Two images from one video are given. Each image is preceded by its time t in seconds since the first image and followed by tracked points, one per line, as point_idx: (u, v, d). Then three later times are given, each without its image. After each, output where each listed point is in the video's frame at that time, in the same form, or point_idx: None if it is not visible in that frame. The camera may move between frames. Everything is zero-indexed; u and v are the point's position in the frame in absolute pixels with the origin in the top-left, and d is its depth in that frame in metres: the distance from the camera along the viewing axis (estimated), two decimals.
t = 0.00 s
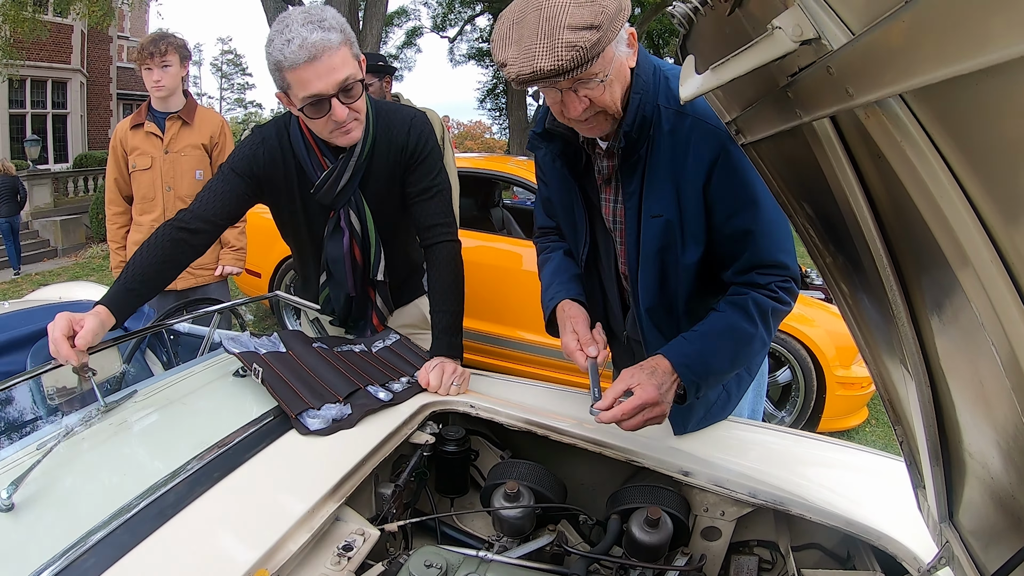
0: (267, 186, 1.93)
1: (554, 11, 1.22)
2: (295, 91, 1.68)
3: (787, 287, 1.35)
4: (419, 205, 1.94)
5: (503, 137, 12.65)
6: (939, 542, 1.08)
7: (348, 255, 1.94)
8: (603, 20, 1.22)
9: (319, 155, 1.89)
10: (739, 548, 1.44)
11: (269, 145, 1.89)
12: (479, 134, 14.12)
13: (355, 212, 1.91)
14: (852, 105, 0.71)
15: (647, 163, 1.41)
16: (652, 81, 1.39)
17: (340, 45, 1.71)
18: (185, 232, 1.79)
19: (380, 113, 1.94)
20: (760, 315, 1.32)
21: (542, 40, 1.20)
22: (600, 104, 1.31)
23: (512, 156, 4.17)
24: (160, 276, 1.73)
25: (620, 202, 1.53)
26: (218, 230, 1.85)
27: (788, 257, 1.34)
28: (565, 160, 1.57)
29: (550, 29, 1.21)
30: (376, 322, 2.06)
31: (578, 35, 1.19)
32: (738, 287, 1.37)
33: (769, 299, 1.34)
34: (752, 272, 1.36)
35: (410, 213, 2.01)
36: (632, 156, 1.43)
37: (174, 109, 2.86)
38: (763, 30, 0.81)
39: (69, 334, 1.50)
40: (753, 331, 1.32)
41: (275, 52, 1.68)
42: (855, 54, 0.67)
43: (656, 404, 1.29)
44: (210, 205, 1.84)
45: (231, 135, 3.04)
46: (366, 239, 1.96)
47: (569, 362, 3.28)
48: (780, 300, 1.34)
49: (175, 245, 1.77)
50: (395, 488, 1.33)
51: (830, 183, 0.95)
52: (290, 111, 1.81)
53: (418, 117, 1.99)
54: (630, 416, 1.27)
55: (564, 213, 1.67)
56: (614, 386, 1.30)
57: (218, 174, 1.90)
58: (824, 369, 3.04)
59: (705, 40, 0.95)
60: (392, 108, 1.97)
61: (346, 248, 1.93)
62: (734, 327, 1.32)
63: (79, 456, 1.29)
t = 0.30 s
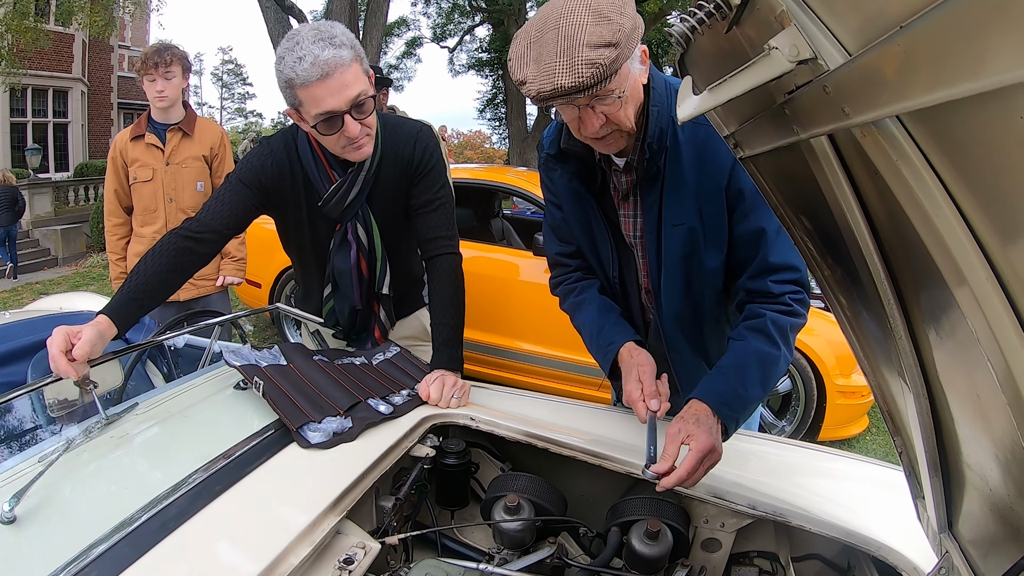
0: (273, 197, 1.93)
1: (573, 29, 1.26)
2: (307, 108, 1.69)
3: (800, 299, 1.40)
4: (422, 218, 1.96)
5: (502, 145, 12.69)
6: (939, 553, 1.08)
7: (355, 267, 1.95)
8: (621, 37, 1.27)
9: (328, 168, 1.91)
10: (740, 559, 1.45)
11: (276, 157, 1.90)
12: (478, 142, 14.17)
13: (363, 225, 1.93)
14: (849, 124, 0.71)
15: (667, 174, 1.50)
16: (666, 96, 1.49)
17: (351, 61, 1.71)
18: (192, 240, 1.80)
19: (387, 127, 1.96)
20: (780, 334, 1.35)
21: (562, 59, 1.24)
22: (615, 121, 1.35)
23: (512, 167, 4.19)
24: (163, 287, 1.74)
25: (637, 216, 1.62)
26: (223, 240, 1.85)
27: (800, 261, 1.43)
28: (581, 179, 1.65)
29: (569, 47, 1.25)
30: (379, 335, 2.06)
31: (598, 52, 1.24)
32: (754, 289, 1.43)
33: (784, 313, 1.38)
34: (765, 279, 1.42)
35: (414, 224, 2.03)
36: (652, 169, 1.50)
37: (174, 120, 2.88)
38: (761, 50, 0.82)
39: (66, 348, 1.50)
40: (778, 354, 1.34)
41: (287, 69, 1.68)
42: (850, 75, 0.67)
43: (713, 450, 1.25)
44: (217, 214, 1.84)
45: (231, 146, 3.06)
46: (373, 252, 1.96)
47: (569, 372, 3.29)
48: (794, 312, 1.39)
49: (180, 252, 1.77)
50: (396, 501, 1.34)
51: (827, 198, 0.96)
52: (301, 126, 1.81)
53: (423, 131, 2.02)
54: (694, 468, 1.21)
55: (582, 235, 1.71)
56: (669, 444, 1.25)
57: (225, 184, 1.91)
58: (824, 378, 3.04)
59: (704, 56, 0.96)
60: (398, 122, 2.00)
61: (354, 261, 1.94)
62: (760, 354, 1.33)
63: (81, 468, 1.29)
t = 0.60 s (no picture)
0: (277, 204, 1.93)
1: (579, 37, 1.27)
2: (319, 115, 1.69)
3: (804, 307, 1.36)
4: (425, 224, 1.96)
5: (502, 152, 12.71)
6: (940, 557, 1.08)
7: (361, 274, 1.95)
8: (628, 44, 1.28)
9: (334, 175, 1.91)
10: (741, 565, 1.43)
11: (282, 165, 1.91)
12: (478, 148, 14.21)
13: (369, 232, 1.94)
14: (848, 131, 0.72)
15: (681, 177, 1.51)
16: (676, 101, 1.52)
17: (362, 69, 1.73)
18: (197, 248, 1.80)
19: (391, 135, 1.96)
20: (785, 353, 1.34)
21: (569, 66, 1.25)
22: (622, 128, 1.36)
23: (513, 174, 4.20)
24: (166, 293, 1.74)
25: (651, 223, 1.65)
26: (227, 247, 1.85)
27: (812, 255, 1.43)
28: (595, 188, 1.65)
29: (576, 54, 1.26)
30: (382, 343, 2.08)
31: (603, 60, 1.25)
32: (755, 288, 1.41)
33: (789, 326, 1.35)
34: (769, 277, 1.38)
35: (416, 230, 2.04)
36: (664, 173, 1.52)
37: (175, 127, 2.90)
38: (760, 58, 0.83)
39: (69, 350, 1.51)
40: (782, 373, 1.33)
41: (298, 78, 1.69)
42: (849, 84, 0.67)
43: (712, 500, 1.22)
44: (221, 221, 1.84)
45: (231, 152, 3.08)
46: (378, 259, 1.97)
47: (569, 378, 3.29)
48: (800, 324, 1.35)
49: (186, 261, 1.78)
50: (398, 506, 1.34)
51: (827, 204, 0.97)
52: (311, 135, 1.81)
53: (427, 138, 2.02)
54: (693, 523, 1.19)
55: (598, 243, 1.73)
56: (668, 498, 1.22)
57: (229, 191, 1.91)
58: (824, 384, 3.04)
59: (704, 64, 0.96)
60: (401, 129, 2.00)
61: (360, 269, 1.95)
62: (762, 381, 1.33)
63: (82, 473, 1.29)
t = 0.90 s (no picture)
0: (284, 207, 1.95)
1: (582, 45, 1.28)
2: (328, 118, 1.70)
3: (815, 310, 1.37)
4: (430, 227, 1.97)
5: (504, 155, 12.73)
6: (943, 558, 1.09)
7: (367, 277, 1.96)
8: (631, 50, 1.28)
9: (340, 178, 1.92)
10: (744, 566, 1.45)
11: (288, 168, 1.92)
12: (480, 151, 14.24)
13: (374, 234, 1.95)
14: (850, 134, 0.72)
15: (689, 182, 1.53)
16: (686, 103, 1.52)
17: (369, 72, 1.74)
18: (203, 250, 1.81)
19: (397, 139, 1.98)
20: (797, 358, 1.34)
21: (572, 74, 1.26)
22: (629, 133, 1.37)
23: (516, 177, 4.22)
24: (171, 294, 1.75)
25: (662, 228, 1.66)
26: (234, 249, 1.86)
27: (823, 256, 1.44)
28: (606, 195, 1.67)
29: (579, 62, 1.27)
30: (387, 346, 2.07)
31: (606, 66, 1.25)
32: (767, 293, 1.41)
33: (801, 331, 1.35)
34: (780, 281, 1.38)
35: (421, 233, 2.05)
36: (674, 178, 1.54)
37: (179, 129, 2.92)
38: (763, 63, 0.84)
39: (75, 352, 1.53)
40: (794, 378, 1.33)
41: (306, 82, 1.70)
42: (851, 88, 0.68)
43: (713, 518, 1.22)
44: (227, 224, 1.85)
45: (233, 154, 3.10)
46: (384, 262, 1.98)
47: (569, 381, 3.29)
48: (811, 328, 1.35)
49: (191, 263, 1.79)
50: (403, 507, 1.35)
51: (829, 207, 0.97)
52: (319, 138, 1.82)
53: (431, 142, 2.04)
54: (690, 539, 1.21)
55: (610, 247, 1.73)
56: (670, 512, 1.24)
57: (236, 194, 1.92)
58: (827, 388, 3.05)
59: (708, 69, 0.97)
60: (406, 132, 2.01)
61: (366, 272, 1.95)
62: (773, 389, 1.33)
63: (88, 474, 1.30)
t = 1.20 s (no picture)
0: (284, 208, 1.95)
1: (581, 46, 1.28)
2: (325, 117, 1.70)
3: (817, 313, 1.37)
4: (428, 228, 1.98)
5: (506, 156, 12.73)
6: (942, 560, 1.08)
7: (365, 277, 1.96)
8: (630, 51, 1.28)
9: (338, 178, 1.92)
10: (742, 568, 1.45)
11: (287, 168, 1.92)
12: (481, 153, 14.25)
13: (372, 235, 1.94)
14: (844, 132, 0.72)
15: (693, 183, 1.53)
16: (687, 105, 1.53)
17: (368, 72, 1.74)
18: (201, 249, 1.81)
19: (397, 140, 1.99)
20: (799, 363, 1.35)
21: (570, 76, 1.27)
22: (630, 134, 1.37)
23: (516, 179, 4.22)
24: (170, 294, 1.75)
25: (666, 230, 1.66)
26: (233, 249, 1.86)
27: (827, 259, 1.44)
28: (609, 196, 1.68)
29: (577, 64, 1.27)
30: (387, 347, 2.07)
31: (605, 68, 1.25)
32: (771, 295, 1.40)
33: (803, 336, 1.36)
34: (783, 284, 1.38)
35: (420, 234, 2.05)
36: (679, 177, 1.54)
37: (176, 130, 2.92)
38: (756, 59, 0.84)
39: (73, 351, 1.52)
40: (797, 383, 1.33)
41: (304, 81, 1.70)
42: (844, 85, 0.68)
43: (699, 526, 1.21)
44: (226, 224, 1.85)
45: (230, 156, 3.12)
46: (382, 262, 1.97)
47: (569, 382, 3.29)
48: (814, 333, 1.35)
49: (190, 262, 1.79)
50: (400, 507, 1.35)
51: (826, 207, 0.97)
52: (318, 138, 1.82)
53: (431, 143, 2.04)
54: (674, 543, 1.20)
55: (614, 249, 1.72)
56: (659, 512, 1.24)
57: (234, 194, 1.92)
58: (828, 389, 3.04)
59: (704, 67, 0.97)
60: (405, 133, 2.02)
61: (364, 272, 1.95)
62: (776, 394, 1.33)
63: (85, 473, 1.30)
